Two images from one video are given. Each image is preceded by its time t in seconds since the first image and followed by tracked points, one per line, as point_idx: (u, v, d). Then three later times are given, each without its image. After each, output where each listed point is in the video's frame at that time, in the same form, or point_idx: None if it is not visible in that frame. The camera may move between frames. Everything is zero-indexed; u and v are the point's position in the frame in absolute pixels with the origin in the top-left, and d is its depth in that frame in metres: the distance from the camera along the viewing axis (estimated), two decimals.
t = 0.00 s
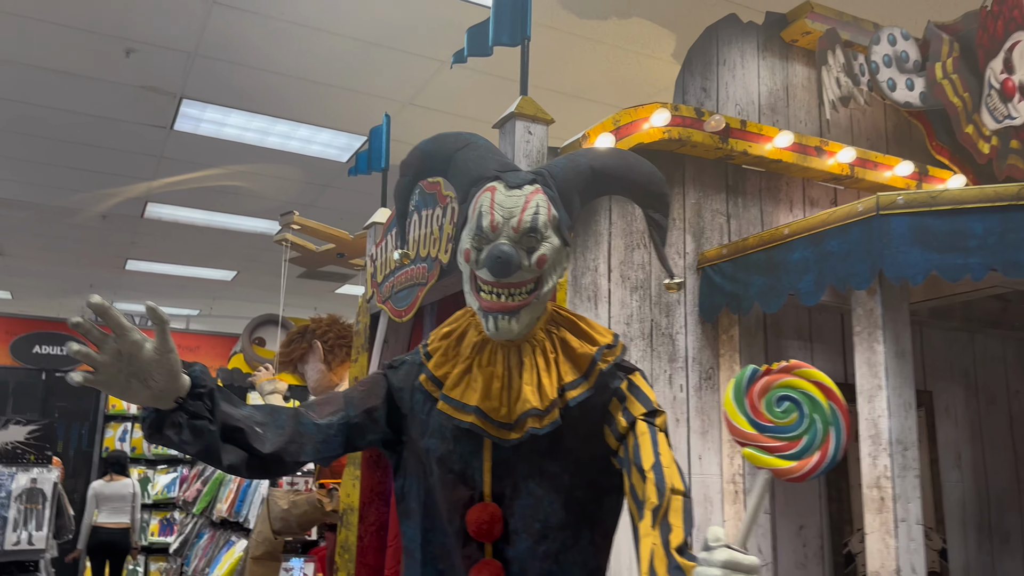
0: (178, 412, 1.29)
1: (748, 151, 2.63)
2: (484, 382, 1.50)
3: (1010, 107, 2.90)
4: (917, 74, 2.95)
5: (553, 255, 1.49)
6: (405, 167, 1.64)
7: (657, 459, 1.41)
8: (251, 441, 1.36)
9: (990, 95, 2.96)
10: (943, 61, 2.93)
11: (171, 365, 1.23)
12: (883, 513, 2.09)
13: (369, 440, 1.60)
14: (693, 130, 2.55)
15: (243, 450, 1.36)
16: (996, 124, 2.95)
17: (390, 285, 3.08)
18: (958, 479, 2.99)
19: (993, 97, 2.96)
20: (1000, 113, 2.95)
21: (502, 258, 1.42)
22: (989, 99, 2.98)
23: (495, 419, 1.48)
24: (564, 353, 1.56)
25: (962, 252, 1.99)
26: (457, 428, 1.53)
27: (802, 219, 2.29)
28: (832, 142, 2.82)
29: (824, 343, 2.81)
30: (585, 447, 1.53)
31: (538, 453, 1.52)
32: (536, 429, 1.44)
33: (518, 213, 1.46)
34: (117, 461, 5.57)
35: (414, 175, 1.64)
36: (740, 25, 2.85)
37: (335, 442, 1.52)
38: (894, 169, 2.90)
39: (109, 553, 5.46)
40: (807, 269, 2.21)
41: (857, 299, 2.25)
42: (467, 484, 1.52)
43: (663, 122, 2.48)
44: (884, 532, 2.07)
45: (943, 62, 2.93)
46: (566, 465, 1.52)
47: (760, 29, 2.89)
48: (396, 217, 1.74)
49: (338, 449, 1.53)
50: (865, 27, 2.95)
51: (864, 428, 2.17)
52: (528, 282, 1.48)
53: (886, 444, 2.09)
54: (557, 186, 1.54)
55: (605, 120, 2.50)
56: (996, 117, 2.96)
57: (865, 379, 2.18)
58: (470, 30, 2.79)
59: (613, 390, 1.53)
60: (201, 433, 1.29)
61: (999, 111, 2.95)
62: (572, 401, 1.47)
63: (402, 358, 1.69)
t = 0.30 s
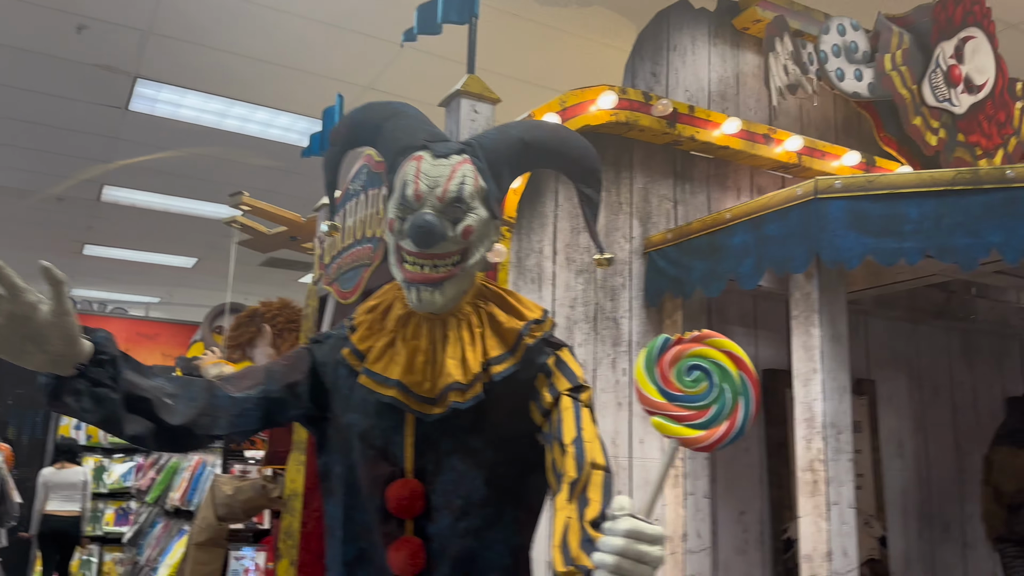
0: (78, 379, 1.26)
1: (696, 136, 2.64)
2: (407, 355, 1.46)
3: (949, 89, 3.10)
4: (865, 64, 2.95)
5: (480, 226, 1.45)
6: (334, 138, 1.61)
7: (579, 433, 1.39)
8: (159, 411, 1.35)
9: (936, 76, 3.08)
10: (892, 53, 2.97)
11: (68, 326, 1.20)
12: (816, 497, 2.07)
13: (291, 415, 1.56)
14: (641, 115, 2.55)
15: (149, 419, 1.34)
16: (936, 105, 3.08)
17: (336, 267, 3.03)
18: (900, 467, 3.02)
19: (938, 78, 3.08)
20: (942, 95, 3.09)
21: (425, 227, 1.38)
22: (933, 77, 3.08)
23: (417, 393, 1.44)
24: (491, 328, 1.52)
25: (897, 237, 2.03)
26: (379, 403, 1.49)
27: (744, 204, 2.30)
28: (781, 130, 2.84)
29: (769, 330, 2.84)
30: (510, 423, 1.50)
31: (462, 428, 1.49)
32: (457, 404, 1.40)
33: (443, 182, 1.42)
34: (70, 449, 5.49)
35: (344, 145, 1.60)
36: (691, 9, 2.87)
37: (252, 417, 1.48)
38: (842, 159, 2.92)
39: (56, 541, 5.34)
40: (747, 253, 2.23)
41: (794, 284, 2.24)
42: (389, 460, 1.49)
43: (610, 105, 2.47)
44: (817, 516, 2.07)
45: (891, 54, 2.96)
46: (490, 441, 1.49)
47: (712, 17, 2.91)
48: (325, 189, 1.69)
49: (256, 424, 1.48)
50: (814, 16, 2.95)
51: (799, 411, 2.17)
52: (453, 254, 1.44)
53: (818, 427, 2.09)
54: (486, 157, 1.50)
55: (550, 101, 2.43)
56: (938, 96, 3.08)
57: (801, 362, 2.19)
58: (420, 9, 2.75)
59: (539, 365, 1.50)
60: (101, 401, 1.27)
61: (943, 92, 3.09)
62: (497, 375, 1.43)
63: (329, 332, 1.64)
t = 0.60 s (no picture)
0: None
1: (648, 113, 2.54)
2: (316, 331, 1.33)
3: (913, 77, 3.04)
4: (824, 44, 2.85)
5: (397, 191, 1.33)
6: (244, 95, 1.47)
7: (500, 416, 1.28)
8: (35, 387, 1.23)
9: (897, 66, 3.00)
10: (851, 33, 2.88)
11: None
12: (759, 487, 1.88)
13: (192, 396, 1.43)
14: (593, 89, 2.43)
15: (24, 396, 1.23)
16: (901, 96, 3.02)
17: (274, 245, 2.89)
18: (852, 458, 2.96)
19: (899, 68, 3.00)
20: (907, 84, 3.03)
21: (333, 188, 1.25)
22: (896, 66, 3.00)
23: (327, 372, 1.32)
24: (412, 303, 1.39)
25: (848, 218, 1.85)
26: (284, 383, 1.36)
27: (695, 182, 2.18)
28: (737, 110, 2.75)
29: (721, 316, 2.75)
30: (429, 405, 1.39)
31: (377, 410, 1.37)
32: (370, 384, 1.27)
33: (356, 140, 1.30)
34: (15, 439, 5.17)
35: (255, 104, 1.47)
36: None
37: (145, 397, 1.35)
38: (798, 141, 2.84)
39: (2, 530, 5.15)
40: (696, 234, 2.12)
41: (743, 266, 2.06)
42: (296, 444, 1.36)
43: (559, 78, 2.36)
44: (760, 507, 1.87)
45: (851, 34, 2.88)
46: (406, 424, 1.37)
47: None
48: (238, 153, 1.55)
49: (149, 404, 1.35)
50: None
51: (743, 397, 1.96)
52: (368, 221, 1.32)
53: (764, 414, 1.90)
54: (407, 116, 1.38)
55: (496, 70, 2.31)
56: (901, 87, 3.02)
57: (746, 346, 1.99)
58: None
59: (463, 343, 1.38)
60: None
61: (906, 82, 3.03)
62: (415, 354, 1.31)
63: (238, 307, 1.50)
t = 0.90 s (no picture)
0: None
1: (582, 91, 2.46)
2: (193, 305, 1.23)
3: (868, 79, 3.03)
4: (764, 26, 2.83)
5: (283, 153, 1.23)
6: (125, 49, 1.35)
7: (391, 397, 1.19)
8: None
9: (852, 78, 2.99)
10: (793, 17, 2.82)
11: None
12: (680, 474, 1.83)
13: (61, 374, 1.31)
14: (523, 63, 2.35)
15: None
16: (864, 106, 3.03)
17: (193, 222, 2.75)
18: (785, 447, 2.92)
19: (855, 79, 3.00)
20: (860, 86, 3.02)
21: (207, 146, 1.16)
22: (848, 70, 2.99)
23: (203, 350, 1.22)
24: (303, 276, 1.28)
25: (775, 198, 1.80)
26: (160, 361, 1.26)
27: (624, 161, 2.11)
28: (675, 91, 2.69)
29: (655, 301, 2.69)
30: (319, 386, 1.29)
31: (261, 392, 1.27)
32: (247, 363, 1.17)
33: (237, 96, 1.20)
34: None
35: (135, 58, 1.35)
36: None
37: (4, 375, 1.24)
38: (737, 124, 2.78)
39: None
40: (623, 215, 2.05)
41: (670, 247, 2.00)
42: (172, 427, 1.26)
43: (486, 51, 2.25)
44: (681, 495, 1.82)
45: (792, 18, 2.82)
46: (293, 407, 1.27)
47: None
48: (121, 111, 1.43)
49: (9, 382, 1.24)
50: None
51: (667, 381, 1.90)
52: (250, 184, 1.22)
53: (688, 399, 1.85)
54: (298, 74, 1.28)
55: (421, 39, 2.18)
56: (862, 94, 3.02)
57: (671, 330, 1.93)
58: None
59: (357, 320, 1.28)
60: None
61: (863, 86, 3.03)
62: (303, 331, 1.20)
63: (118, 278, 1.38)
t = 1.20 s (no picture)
0: None
1: (510, 72, 2.41)
2: (50, 280, 1.18)
3: (819, 67, 3.04)
4: (699, 10, 2.80)
5: (143, 121, 1.19)
6: None
7: (249, 377, 1.21)
8: None
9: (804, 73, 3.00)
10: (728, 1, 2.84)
11: None
12: (588, 458, 1.80)
13: None
14: (449, 42, 2.30)
15: None
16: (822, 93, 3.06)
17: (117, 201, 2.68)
18: (716, 432, 2.92)
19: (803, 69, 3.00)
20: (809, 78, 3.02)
21: (54, 113, 1.11)
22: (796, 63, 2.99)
23: (59, 326, 1.18)
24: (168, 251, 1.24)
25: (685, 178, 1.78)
26: (17, 337, 1.21)
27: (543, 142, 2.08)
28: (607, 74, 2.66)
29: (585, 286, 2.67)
30: (184, 365, 1.25)
31: (122, 371, 1.22)
32: (100, 340, 1.14)
33: (92, 63, 1.16)
34: None
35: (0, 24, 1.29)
36: None
37: None
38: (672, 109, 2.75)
39: None
40: (540, 196, 2.01)
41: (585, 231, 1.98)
42: (30, 407, 1.21)
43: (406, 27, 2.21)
44: (588, 479, 1.80)
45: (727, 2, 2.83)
46: (156, 386, 1.23)
47: None
48: None
49: None
50: None
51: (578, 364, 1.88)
52: (109, 154, 1.17)
53: (597, 381, 1.83)
54: (164, 40, 1.23)
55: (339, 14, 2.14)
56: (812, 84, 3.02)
57: (583, 312, 1.91)
58: None
59: (226, 298, 1.25)
60: None
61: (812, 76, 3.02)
62: (164, 308, 1.18)
63: None
